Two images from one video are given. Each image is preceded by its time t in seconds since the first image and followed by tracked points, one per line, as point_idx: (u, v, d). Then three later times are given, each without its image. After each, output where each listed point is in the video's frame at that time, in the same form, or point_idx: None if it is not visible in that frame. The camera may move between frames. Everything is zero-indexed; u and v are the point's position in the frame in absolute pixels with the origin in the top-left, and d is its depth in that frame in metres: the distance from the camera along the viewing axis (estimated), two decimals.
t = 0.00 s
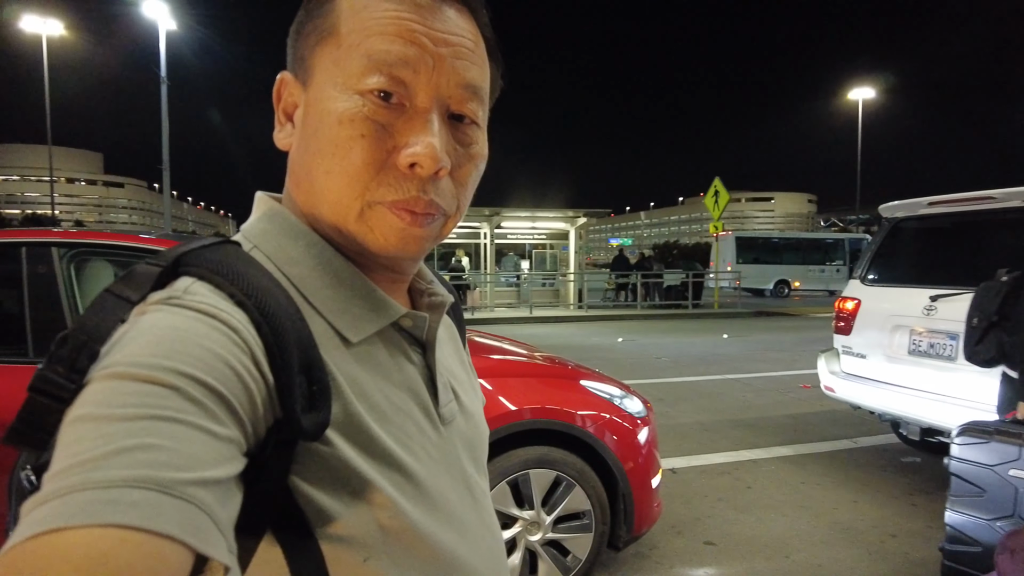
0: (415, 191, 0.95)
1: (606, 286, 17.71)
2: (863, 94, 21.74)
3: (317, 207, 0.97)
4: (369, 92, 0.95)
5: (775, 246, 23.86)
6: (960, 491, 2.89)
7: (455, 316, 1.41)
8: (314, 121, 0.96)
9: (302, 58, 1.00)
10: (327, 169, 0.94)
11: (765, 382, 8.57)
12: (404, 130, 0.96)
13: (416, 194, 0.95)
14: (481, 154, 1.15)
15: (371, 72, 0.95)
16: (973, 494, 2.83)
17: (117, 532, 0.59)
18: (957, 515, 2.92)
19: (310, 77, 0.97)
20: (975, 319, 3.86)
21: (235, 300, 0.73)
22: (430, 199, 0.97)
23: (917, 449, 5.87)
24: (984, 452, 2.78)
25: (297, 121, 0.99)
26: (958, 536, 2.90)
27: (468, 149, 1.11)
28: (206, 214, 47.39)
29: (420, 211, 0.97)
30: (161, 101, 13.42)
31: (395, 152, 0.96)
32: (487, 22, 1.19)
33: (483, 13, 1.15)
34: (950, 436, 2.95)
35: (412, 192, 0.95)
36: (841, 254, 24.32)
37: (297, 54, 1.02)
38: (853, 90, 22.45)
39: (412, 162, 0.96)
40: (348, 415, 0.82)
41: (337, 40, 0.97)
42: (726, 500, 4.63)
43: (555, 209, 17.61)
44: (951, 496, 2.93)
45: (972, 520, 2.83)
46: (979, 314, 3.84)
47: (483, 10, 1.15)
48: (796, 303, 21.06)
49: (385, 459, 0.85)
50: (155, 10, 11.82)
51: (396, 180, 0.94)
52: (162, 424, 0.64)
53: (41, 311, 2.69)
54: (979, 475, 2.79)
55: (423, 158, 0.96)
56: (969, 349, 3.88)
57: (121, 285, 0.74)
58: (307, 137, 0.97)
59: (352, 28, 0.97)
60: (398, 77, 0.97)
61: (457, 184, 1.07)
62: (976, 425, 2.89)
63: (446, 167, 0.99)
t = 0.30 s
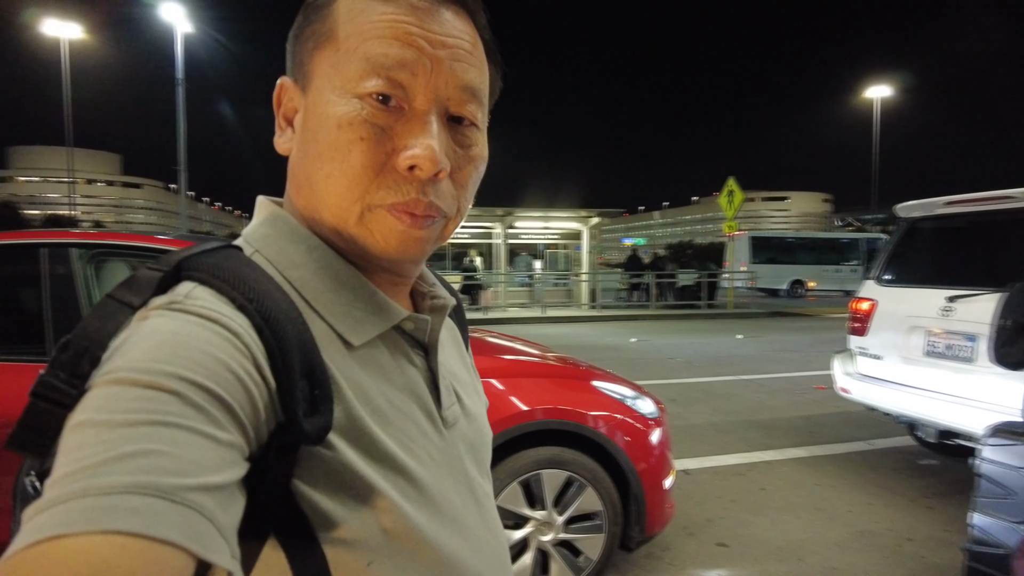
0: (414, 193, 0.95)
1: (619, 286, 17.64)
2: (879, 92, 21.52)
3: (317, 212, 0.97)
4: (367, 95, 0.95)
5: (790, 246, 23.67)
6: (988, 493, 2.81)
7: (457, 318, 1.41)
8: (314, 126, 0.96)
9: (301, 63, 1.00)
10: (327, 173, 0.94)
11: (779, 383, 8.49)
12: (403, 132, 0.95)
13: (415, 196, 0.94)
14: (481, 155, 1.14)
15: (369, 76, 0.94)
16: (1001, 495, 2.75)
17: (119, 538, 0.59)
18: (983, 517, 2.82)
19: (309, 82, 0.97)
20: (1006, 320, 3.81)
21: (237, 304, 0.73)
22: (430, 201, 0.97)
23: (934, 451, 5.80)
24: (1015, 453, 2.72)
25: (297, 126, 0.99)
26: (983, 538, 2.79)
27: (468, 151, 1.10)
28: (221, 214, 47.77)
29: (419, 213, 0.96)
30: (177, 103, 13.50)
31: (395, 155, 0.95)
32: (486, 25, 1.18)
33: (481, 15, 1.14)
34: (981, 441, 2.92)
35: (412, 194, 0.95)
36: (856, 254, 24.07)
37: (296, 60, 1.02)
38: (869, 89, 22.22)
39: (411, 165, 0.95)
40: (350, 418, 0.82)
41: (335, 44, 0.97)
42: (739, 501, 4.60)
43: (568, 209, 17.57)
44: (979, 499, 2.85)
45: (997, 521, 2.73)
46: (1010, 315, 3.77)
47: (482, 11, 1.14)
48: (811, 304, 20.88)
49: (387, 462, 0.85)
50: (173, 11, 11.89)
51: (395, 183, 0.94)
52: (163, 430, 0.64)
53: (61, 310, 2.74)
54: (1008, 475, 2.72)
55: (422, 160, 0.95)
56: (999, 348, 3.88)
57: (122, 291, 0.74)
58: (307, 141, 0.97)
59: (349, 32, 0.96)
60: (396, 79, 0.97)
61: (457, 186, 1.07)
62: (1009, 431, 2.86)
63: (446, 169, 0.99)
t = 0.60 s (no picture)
0: (415, 193, 0.94)
1: (634, 285, 17.56)
2: (899, 89, 21.24)
3: (319, 213, 0.96)
4: (368, 97, 0.94)
5: (808, 245, 23.43)
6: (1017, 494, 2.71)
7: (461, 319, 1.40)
8: (315, 128, 0.95)
9: (302, 65, 1.00)
10: (328, 175, 0.93)
11: (796, 385, 8.41)
12: (403, 133, 0.95)
13: (416, 197, 0.94)
14: (483, 155, 1.13)
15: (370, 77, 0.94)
16: None
17: (120, 544, 0.59)
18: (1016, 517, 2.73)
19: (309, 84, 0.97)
20: None
21: (239, 307, 0.72)
22: (431, 202, 0.96)
23: (955, 454, 5.71)
24: None
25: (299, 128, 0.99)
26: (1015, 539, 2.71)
27: (469, 151, 1.09)
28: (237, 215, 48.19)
29: (421, 214, 0.95)
30: (195, 104, 13.60)
31: (395, 155, 0.94)
32: (487, 26, 1.18)
33: (482, 16, 1.14)
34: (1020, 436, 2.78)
35: (413, 195, 0.94)
36: (875, 254, 23.79)
37: (297, 62, 1.02)
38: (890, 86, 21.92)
39: (412, 165, 0.94)
40: (354, 421, 0.81)
41: (334, 46, 0.96)
42: (754, 503, 4.55)
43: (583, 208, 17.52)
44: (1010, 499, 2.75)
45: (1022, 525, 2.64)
46: None
47: (482, 13, 1.14)
48: (829, 304, 20.65)
49: (390, 465, 0.84)
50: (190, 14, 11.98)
51: (396, 183, 0.93)
52: (164, 435, 0.63)
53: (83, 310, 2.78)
54: None
55: (423, 160, 0.94)
56: None
57: (124, 294, 0.74)
58: (309, 143, 0.96)
59: (349, 33, 0.96)
60: (396, 79, 0.96)
61: (458, 187, 1.06)
62: None
63: (447, 169, 0.98)
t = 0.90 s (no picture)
0: (420, 194, 0.94)
1: (651, 285, 17.48)
2: (922, 86, 20.95)
3: (324, 215, 0.96)
4: (372, 98, 0.94)
5: (827, 245, 23.18)
6: None
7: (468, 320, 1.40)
8: (319, 130, 0.95)
9: (306, 67, 1.00)
10: (333, 176, 0.93)
11: (815, 386, 8.31)
12: (407, 134, 0.94)
13: (421, 198, 0.93)
14: (488, 155, 1.12)
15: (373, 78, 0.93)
16: None
17: (127, 546, 0.59)
18: None
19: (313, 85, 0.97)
20: None
21: (245, 309, 0.72)
22: (436, 202, 0.96)
23: (977, 458, 5.62)
24: None
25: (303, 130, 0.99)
26: None
27: (474, 151, 1.08)
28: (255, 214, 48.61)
29: (426, 216, 0.95)
30: (215, 106, 13.74)
31: (400, 156, 0.94)
32: (492, 25, 1.17)
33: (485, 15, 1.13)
34: None
35: (417, 196, 0.94)
36: (896, 253, 23.48)
37: (301, 64, 1.02)
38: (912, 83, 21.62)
39: (416, 166, 0.94)
40: (359, 422, 0.81)
41: (338, 47, 0.96)
42: (771, 505, 4.51)
43: (599, 208, 17.45)
44: None
45: None
46: None
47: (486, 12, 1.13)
48: (848, 304, 20.41)
49: (397, 466, 0.84)
50: (211, 17, 12.11)
51: (401, 184, 0.93)
52: (170, 437, 0.63)
53: (104, 301, 2.90)
54: None
55: (427, 161, 0.94)
56: None
57: (131, 297, 0.74)
58: (313, 145, 0.96)
59: (352, 34, 0.96)
60: (400, 80, 0.96)
61: (464, 187, 1.05)
62: None
63: (452, 169, 0.97)
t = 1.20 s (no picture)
0: (428, 195, 0.94)
1: (669, 285, 17.38)
2: (946, 82, 20.64)
3: (333, 217, 0.96)
4: (379, 100, 0.94)
5: (847, 245, 22.91)
6: None
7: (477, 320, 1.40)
8: (328, 132, 0.95)
9: (314, 70, 1.00)
10: (342, 178, 0.93)
11: (836, 387, 8.21)
12: (415, 135, 0.94)
13: (429, 199, 0.93)
14: (496, 155, 1.12)
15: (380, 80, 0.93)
16: None
17: (139, 546, 0.59)
18: None
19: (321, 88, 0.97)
20: None
21: (255, 310, 0.73)
22: (444, 203, 0.96)
23: (1002, 462, 5.52)
24: None
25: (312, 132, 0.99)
26: None
27: (482, 151, 1.08)
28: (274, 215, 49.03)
29: (434, 217, 0.95)
30: (234, 107, 13.88)
31: (408, 158, 0.94)
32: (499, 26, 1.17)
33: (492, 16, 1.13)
34: None
35: (425, 197, 0.94)
36: (918, 253, 23.14)
37: (309, 67, 1.02)
38: (936, 80, 21.29)
39: (424, 167, 0.94)
40: (370, 423, 0.81)
41: (345, 50, 0.96)
42: (790, 507, 4.47)
43: (617, 207, 17.38)
44: None
45: None
46: None
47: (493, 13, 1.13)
48: (870, 305, 20.14)
49: (406, 467, 0.84)
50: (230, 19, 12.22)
51: (409, 186, 0.93)
52: (181, 437, 0.64)
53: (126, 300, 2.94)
54: None
55: (435, 162, 0.94)
56: None
57: (142, 300, 0.75)
58: (322, 148, 0.96)
59: (360, 36, 0.96)
60: (407, 81, 0.96)
61: (472, 188, 1.05)
62: None
63: (460, 170, 0.97)
